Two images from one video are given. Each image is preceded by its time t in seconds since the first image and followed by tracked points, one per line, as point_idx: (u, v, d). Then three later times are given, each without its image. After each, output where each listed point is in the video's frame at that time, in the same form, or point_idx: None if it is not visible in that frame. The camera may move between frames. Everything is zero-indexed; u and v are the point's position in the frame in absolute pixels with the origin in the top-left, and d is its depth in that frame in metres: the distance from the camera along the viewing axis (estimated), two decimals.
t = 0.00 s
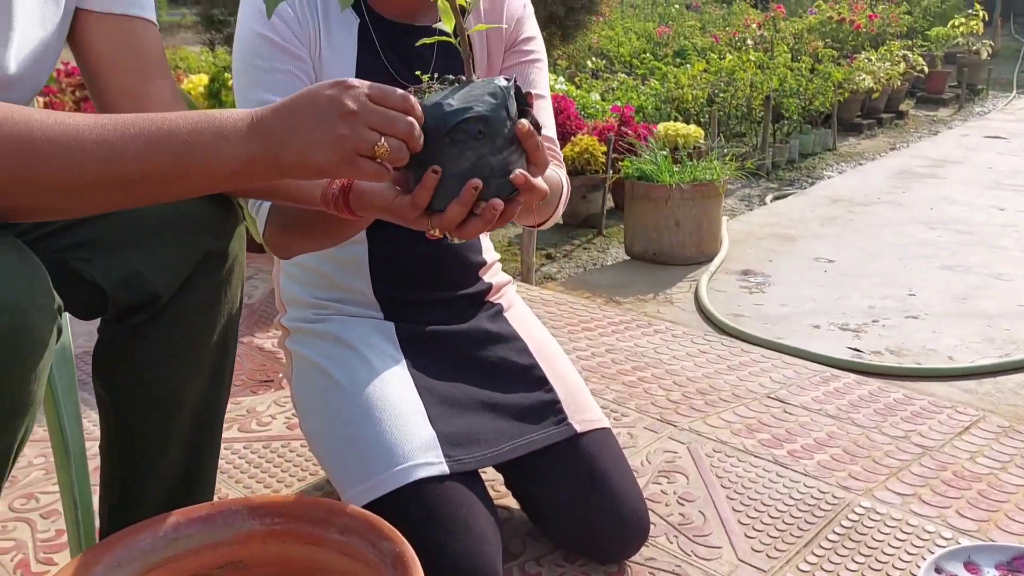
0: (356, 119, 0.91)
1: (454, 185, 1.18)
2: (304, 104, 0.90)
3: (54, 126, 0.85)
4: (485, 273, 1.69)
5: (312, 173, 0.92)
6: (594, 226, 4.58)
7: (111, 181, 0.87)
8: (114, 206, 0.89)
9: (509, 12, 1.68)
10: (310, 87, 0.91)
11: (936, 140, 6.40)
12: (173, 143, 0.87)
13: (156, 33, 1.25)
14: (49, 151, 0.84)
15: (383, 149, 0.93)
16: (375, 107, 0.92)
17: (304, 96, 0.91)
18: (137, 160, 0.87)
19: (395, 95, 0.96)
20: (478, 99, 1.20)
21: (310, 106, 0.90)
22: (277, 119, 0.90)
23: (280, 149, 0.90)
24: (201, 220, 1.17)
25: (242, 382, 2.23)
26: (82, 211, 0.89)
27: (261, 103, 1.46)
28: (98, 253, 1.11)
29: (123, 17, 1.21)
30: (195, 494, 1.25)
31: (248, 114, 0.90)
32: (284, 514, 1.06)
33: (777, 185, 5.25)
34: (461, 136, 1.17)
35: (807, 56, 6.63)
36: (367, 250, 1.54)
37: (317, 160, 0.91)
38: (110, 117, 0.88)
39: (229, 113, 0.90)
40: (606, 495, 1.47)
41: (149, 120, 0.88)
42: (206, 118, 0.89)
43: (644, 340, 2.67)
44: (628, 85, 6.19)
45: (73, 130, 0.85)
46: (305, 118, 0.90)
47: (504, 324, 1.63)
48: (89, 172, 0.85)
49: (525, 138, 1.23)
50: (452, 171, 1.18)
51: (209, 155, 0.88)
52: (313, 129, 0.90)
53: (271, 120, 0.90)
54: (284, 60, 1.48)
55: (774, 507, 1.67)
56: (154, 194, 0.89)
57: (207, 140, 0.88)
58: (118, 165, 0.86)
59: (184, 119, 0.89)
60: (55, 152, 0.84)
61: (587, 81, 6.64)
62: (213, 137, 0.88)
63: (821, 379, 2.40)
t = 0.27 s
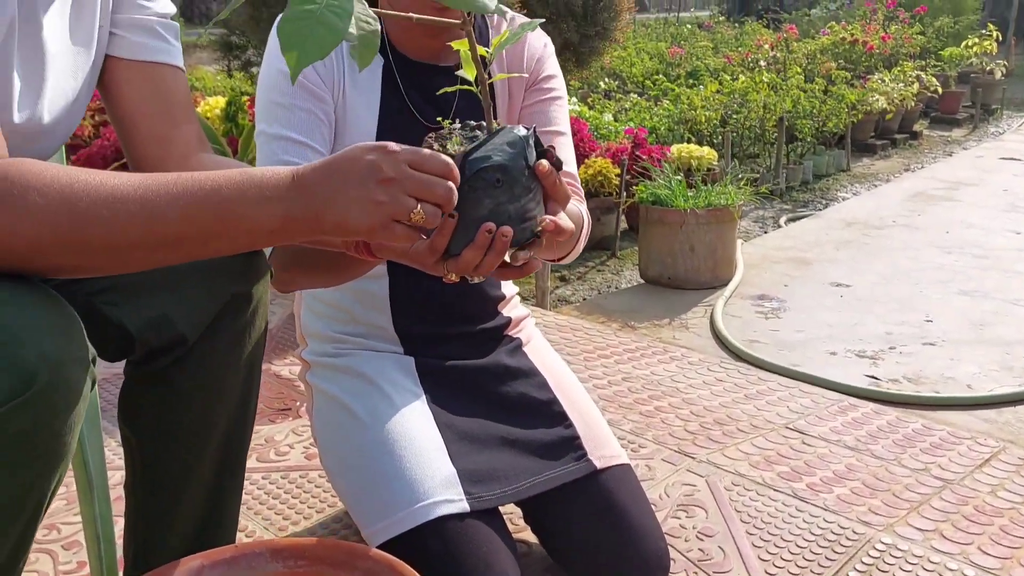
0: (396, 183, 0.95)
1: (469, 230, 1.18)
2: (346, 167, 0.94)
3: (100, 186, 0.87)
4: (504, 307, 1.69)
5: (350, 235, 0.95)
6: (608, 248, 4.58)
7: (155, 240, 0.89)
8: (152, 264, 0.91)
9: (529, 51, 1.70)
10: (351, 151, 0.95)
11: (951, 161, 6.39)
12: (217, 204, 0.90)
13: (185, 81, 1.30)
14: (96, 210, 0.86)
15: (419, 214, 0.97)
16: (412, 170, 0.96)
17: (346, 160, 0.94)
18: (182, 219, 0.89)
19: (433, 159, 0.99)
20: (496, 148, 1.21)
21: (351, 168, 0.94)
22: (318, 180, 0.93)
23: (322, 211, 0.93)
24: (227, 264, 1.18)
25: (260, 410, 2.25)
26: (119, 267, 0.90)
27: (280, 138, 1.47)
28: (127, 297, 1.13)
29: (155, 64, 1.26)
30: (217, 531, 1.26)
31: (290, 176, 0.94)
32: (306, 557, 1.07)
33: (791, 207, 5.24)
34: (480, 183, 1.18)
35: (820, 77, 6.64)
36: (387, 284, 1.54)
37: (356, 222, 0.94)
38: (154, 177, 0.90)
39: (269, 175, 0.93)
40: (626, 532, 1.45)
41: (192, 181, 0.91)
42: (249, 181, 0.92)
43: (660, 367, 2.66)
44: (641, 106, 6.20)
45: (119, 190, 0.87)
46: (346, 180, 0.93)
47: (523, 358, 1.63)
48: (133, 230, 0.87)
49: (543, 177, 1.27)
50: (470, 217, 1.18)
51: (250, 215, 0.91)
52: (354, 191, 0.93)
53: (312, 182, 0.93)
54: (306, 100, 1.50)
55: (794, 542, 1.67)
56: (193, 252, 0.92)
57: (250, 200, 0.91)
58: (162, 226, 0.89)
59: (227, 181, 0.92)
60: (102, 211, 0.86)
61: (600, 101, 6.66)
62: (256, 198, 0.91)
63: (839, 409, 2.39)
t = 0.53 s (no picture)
0: (440, 251, 1.00)
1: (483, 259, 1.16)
2: (392, 225, 0.98)
3: (148, 226, 0.89)
4: (523, 333, 1.68)
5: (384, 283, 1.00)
6: (623, 263, 4.57)
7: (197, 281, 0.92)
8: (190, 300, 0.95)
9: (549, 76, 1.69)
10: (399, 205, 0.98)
11: (969, 175, 6.35)
12: (262, 251, 0.93)
13: (206, 112, 1.31)
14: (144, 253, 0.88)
15: (455, 277, 1.03)
16: (457, 236, 1.01)
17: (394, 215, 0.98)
18: (224, 262, 0.92)
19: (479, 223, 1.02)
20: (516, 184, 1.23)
21: (398, 230, 0.98)
22: (365, 238, 0.97)
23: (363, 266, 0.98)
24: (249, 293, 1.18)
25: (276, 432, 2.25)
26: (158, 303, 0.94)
27: (296, 163, 1.48)
28: (148, 328, 1.12)
29: (177, 96, 1.27)
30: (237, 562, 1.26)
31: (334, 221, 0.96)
32: None
33: (808, 221, 5.21)
34: (502, 218, 1.19)
35: (837, 91, 6.61)
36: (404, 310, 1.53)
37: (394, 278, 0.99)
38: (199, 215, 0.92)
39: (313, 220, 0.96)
40: (648, 563, 1.42)
41: (237, 221, 0.93)
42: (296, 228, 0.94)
43: (678, 388, 2.65)
44: (656, 119, 6.20)
45: (167, 232, 0.89)
46: (391, 239, 0.97)
47: (541, 385, 1.61)
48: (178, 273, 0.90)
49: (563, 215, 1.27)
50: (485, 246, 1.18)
51: (291, 263, 0.95)
52: (397, 252, 0.98)
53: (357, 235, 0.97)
54: (324, 126, 1.51)
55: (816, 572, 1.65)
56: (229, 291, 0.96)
57: (294, 250, 0.95)
58: (204, 266, 0.91)
59: (273, 227, 0.93)
60: (149, 253, 0.88)
61: (615, 115, 6.66)
62: (300, 248, 0.95)
63: (859, 431, 2.37)
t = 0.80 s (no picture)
0: (454, 309, 1.03)
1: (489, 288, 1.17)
2: (411, 278, 1.00)
3: (170, 261, 0.90)
4: (533, 352, 1.67)
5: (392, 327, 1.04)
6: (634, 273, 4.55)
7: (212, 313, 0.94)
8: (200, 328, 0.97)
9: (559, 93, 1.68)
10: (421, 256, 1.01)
11: (981, 184, 6.31)
12: (279, 291, 0.95)
13: (218, 135, 1.30)
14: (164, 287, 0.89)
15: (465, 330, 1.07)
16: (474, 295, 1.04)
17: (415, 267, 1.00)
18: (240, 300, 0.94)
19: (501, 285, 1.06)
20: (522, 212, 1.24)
21: (416, 284, 1.00)
22: (384, 286, 1.00)
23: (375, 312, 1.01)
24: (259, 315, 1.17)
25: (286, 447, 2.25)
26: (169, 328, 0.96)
27: (305, 183, 1.49)
28: (156, 353, 1.10)
29: (190, 118, 1.26)
30: None
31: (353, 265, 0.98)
32: None
33: (819, 230, 5.19)
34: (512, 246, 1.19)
35: (848, 99, 6.59)
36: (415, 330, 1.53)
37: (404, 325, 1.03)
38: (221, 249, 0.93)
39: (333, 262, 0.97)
40: None
41: (259, 258, 0.94)
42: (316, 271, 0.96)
43: (689, 403, 2.63)
44: (666, 127, 6.18)
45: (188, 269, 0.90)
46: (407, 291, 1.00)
47: (552, 406, 1.59)
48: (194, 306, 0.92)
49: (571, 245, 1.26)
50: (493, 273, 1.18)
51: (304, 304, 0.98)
52: (413, 303, 1.01)
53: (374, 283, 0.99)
54: (332, 146, 1.50)
55: None
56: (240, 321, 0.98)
57: (310, 290, 0.97)
58: (217, 300, 0.92)
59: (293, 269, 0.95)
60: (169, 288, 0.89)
61: (625, 122, 6.64)
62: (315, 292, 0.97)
63: (873, 448, 2.35)
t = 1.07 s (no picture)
0: (496, 262, 0.93)
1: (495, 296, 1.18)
2: (440, 238, 0.92)
3: (183, 257, 0.87)
4: (538, 364, 1.66)
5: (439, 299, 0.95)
6: (641, 280, 4.54)
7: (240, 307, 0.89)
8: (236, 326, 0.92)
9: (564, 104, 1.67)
10: (447, 216, 0.93)
11: (990, 191, 6.29)
12: (302, 272, 0.90)
13: (224, 149, 1.31)
14: (181, 285, 0.86)
15: (516, 289, 0.96)
16: (514, 246, 0.94)
17: (443, 227, 0.93)
18: (264, 288, 0.89)
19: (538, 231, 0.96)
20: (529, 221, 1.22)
21: (446, 245, 0.92)
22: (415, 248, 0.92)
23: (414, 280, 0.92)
24: (264, 333, 1.18)
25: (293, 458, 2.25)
26: (205, 331, 0.91)
27: (315, 200, 1.48)
28: (160, 369, 1.10)
29: (195, 132, 1.27)
30: None
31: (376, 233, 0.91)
32: None
33: (827, 237, 5.17)
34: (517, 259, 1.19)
35: (856, 106, 6.57)
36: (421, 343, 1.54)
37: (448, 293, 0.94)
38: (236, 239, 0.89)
39: (354, 232, 0.91)
40: None
41: (275, 242, 0.89)
42: (337, 245, 0.90)
43: (696, 413, 2.63)
44: (674, 134, 6.17)
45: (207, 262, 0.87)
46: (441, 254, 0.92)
47: (559, 418, 1.58)
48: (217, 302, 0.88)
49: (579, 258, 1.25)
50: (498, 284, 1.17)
51: (335, 284, 0.91)
52: (449, 265, 0.92)
53: (402, 248, 0.91)
54: (340, 160, 1.50)
55: None
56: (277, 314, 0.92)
57: (340, 266, 0.90)
58: (242, 291, 0.88)
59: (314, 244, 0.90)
60: (192, 282, 0.86)
61: (632, 129, 6.64)
62: (343, 265, 0.90)
63: (881, 459, 2.34)
